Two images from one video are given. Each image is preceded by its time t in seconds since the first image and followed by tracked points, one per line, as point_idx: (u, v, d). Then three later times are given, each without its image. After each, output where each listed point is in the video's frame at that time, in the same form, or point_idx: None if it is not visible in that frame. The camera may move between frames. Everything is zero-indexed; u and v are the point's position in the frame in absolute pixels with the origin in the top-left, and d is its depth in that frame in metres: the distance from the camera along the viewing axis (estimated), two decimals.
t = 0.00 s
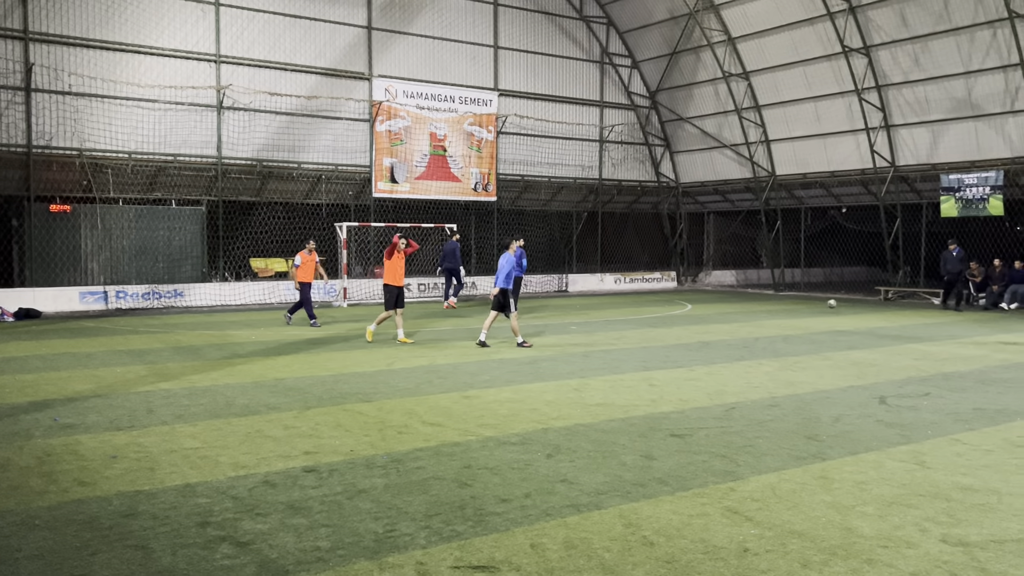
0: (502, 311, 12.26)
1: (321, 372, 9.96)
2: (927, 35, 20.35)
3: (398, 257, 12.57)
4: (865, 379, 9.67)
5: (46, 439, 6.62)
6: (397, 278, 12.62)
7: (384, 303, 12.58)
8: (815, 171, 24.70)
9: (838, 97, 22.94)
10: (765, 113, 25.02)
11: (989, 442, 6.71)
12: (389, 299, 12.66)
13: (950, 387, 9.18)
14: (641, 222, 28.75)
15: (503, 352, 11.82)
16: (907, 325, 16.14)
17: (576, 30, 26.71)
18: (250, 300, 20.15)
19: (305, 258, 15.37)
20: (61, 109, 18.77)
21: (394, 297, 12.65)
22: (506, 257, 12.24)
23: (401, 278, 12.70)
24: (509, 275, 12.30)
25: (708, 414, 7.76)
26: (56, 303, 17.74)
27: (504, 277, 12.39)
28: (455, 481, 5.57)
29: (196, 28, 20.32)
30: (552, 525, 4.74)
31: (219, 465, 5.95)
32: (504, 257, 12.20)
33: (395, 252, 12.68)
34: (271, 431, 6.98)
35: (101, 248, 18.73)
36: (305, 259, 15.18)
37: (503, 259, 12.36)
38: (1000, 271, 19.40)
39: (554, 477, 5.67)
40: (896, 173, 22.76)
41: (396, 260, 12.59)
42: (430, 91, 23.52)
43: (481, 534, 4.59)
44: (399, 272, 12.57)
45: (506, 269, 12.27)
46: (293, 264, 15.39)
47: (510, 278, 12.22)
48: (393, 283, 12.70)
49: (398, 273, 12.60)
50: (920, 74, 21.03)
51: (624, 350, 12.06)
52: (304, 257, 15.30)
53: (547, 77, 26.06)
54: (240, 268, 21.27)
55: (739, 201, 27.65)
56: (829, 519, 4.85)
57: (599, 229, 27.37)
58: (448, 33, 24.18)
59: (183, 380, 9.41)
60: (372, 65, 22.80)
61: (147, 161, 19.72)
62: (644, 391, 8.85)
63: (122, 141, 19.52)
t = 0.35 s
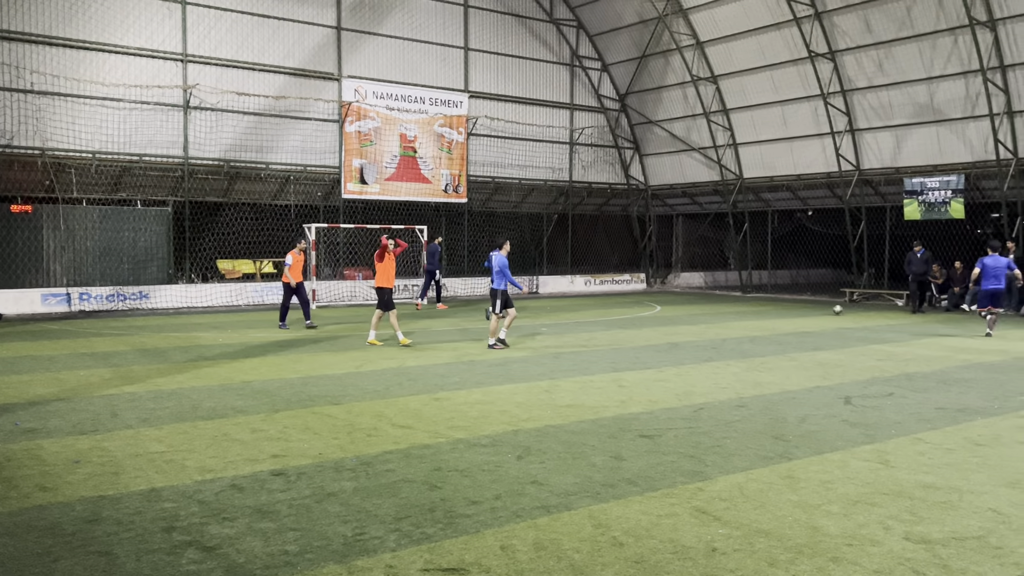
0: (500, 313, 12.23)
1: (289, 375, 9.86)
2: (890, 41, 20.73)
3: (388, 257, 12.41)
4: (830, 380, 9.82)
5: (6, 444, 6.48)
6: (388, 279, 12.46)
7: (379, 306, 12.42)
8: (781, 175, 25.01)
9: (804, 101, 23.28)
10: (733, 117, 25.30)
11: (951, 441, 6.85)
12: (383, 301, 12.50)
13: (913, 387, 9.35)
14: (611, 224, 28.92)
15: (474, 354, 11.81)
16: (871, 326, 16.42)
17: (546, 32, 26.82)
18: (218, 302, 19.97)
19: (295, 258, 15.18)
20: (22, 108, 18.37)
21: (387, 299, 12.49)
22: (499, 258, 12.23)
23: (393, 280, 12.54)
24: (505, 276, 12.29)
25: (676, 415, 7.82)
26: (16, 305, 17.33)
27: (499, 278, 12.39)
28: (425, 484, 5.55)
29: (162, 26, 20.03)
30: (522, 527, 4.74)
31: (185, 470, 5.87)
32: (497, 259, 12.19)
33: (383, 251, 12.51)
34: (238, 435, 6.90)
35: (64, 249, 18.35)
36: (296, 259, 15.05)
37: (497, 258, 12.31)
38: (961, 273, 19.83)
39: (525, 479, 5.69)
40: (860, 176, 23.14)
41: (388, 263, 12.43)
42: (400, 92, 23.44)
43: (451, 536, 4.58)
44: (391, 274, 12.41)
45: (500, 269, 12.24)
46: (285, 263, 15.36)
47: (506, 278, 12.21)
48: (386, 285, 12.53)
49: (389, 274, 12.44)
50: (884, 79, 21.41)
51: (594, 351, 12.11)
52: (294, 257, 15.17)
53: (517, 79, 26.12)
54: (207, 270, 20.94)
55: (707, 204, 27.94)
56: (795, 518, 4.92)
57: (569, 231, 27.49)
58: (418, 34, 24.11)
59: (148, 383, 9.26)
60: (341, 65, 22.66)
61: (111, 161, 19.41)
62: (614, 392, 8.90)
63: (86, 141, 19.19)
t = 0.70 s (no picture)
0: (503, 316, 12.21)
1: (262, 378, 9.77)
2: (860, 46, 21.04)
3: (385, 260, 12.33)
4: (802, 381, 9.94)
5: None
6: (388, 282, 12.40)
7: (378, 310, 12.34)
8: (753, 178, 25.27)
9: (776, 104, 23.55)
10: (705, 120, 25.52)
11: (919, 441, 6.96)
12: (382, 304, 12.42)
13: (882, 388, 9.50)
14: (586, 226, 29.05)
15: (448, 356, 11.79)
16: (841, 327, 16.67)
17: (521, 34, 26.87)
18: (189, 304, 19.62)
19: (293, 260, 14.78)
20: None
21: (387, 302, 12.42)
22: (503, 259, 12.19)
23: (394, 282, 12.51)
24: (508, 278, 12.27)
25: (650, 416, 7.88)
26: None
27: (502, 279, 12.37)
28: (400, 487, 5.53)
29: (132, 25, 19.76)
30: (497, 529, 4.75)
31: (156, 474, 5.80)
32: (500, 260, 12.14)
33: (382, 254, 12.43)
34: (211, 438, 6.83)
35: (31, 250, 18.05)
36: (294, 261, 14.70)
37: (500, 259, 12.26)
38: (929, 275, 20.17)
39: (500, 481, 5.69)
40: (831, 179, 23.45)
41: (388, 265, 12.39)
42: (374, 93, 23.34)
43: (426, 539, 4.58)
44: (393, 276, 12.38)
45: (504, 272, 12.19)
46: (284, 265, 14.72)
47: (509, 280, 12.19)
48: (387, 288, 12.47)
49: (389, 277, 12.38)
50: (854, 84, 21.73)
51: (569, 353, 12.14)
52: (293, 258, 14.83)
53: (492, 81, 26.14)
54: (178, 273, 20.75)
55: (680, 206, 28.16)
56: (767, 518, 4.98)
57: (544, 233, 27.58)
58: (392, 35, 24.04)
59: (118, 386, 9.13)
60: (314, 66, 22.52)
61: (80, 161, 19.14)
62: (589, 393, 8.94)
63: (54, 141, 18.91)
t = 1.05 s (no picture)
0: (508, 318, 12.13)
1: (237, 379, 9.68)
2: (833, 49, 21.30)
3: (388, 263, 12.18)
4: (777, 381, 10.04)
5: None
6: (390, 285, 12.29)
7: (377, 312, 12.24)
8: (729, 179, 25.47)
9: (751, 107, 23.76)
10: (682, 122, 25.70)
11: (892, 440, 7.06)
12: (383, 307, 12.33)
13: (856, 387, 9.62)
14: (563, 227, 29.14)
15: (426, 357, 11.77)
16: (815, 328, 16.86)
17: (498, 35, 26.88)
18: (164, 305, 19.44)
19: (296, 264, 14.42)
20: None
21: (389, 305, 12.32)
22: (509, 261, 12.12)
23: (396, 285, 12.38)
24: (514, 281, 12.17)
25: (627, 416, 7.91)
26: None
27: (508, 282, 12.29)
28: (377, 488, 5.51)
29: (105, 23, 19.51)
30: (475, 530, 4.75)
31: (129, 477, 5.73)
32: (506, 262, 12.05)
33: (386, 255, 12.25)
34: (185, 440, 6.76)
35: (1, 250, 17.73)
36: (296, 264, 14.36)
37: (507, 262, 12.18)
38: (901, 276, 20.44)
39: (477, 482, 5.69)
40: (805, 181, 23.69)
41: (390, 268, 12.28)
42: (351, 93, 23.21)
43: (404, 541, 4.56)
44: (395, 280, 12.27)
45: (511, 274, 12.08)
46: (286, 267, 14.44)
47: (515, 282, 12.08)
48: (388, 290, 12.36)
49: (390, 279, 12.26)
50: (828, 86, 21.99)
51: (546, 354, 12.16)
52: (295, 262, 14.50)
53: (469, 82, 26.13)
54: (151, 273, 20.58)
55: (657, 208, 28.35)
56: (743, 517, 5.02)
57: (521, 234, 27.62)
58: (369, 35, 23.94)
59: (91, 388, 9.00)
60: (290, 65, 22.38)
61: (51, 160, 18.85)
62: (566, 394, 8.96)
63: (24, 139, 18.62)
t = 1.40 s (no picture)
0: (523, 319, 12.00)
1: (217, 381, 9.60)
2: (813, 52, 21.50)
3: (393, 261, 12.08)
4: (757, 381, 10.11)
5: None
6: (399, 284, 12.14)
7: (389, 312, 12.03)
8: (709, 180, 25.62)
9: (731, 108, 23.93)
10: (662, 124, 25.83)
11: (870, 439, 7.14)
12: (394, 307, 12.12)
13: (835, 387, 9.71)
14: (545, 227, 29.20)
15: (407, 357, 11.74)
16: (795, 328, 17.00)
17: (479, 36, 26.88)
18: (142, 306, 19.25)
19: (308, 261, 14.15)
20: None
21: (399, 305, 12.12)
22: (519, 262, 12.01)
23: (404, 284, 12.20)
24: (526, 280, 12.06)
25: (609, 416, 7.94)
26: None
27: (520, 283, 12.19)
28: (358, 489, 5.49)
29: (81, 20, 19.30)
30: (456, 531, 4.74)
31: (107, 479, 5.66)
32: (517, 263, 11.92)
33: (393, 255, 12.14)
34: (163, 442, 6.69)
35: None
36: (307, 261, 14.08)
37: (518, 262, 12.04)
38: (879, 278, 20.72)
39: (459, 483, 5.68)
40: (785, 183, 23.89)
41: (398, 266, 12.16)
42: (331, 93, 23.08)
43: (385, 542, 4.55)
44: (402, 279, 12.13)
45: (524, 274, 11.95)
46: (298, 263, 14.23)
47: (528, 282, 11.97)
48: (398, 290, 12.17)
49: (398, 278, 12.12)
50: (807, 89, 22.18)
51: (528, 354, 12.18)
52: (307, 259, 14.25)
53: (450, 82, 26.11)
54: (129, 274, 20.31)
55: (638, 209, 28.47)
56: (723, 516, 5.06)
57: (503, 235, 27.63)
58: (350, 35, 23.85)
59: (67, 390, 8.89)
60: (271, 64, 22.25)
61: (26, 159, 18.61)
62: (548, 394, 8.97)
63: None
